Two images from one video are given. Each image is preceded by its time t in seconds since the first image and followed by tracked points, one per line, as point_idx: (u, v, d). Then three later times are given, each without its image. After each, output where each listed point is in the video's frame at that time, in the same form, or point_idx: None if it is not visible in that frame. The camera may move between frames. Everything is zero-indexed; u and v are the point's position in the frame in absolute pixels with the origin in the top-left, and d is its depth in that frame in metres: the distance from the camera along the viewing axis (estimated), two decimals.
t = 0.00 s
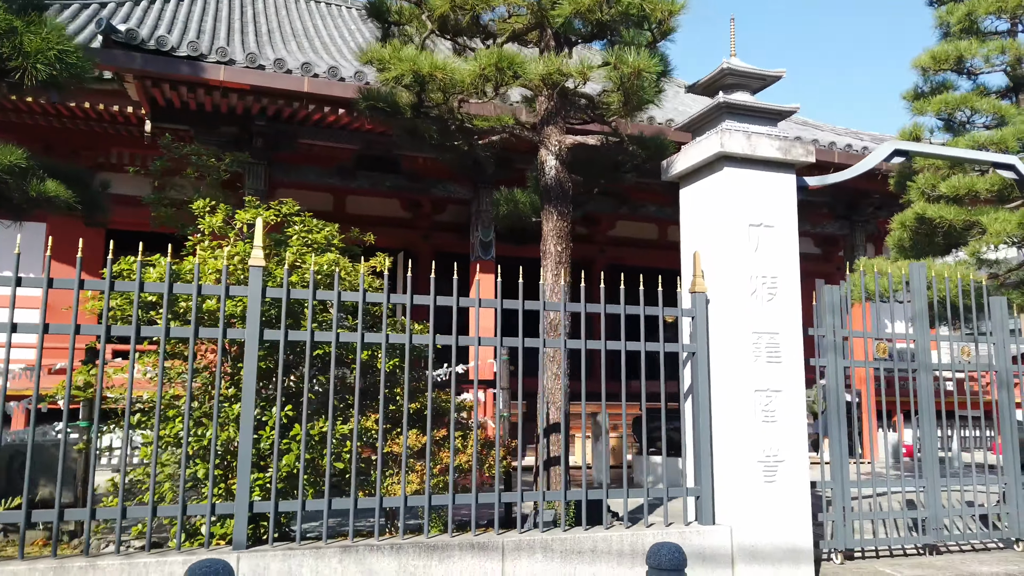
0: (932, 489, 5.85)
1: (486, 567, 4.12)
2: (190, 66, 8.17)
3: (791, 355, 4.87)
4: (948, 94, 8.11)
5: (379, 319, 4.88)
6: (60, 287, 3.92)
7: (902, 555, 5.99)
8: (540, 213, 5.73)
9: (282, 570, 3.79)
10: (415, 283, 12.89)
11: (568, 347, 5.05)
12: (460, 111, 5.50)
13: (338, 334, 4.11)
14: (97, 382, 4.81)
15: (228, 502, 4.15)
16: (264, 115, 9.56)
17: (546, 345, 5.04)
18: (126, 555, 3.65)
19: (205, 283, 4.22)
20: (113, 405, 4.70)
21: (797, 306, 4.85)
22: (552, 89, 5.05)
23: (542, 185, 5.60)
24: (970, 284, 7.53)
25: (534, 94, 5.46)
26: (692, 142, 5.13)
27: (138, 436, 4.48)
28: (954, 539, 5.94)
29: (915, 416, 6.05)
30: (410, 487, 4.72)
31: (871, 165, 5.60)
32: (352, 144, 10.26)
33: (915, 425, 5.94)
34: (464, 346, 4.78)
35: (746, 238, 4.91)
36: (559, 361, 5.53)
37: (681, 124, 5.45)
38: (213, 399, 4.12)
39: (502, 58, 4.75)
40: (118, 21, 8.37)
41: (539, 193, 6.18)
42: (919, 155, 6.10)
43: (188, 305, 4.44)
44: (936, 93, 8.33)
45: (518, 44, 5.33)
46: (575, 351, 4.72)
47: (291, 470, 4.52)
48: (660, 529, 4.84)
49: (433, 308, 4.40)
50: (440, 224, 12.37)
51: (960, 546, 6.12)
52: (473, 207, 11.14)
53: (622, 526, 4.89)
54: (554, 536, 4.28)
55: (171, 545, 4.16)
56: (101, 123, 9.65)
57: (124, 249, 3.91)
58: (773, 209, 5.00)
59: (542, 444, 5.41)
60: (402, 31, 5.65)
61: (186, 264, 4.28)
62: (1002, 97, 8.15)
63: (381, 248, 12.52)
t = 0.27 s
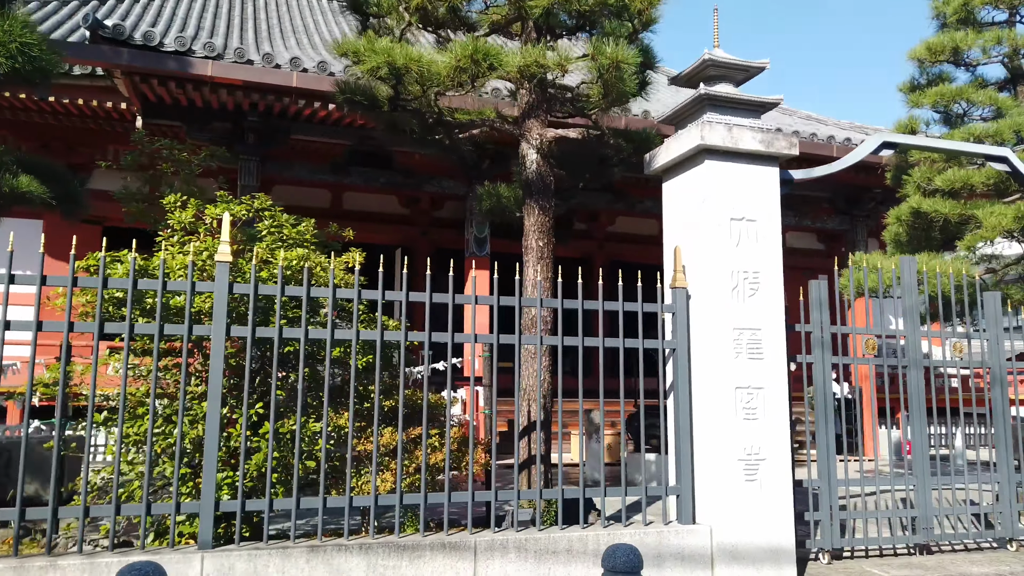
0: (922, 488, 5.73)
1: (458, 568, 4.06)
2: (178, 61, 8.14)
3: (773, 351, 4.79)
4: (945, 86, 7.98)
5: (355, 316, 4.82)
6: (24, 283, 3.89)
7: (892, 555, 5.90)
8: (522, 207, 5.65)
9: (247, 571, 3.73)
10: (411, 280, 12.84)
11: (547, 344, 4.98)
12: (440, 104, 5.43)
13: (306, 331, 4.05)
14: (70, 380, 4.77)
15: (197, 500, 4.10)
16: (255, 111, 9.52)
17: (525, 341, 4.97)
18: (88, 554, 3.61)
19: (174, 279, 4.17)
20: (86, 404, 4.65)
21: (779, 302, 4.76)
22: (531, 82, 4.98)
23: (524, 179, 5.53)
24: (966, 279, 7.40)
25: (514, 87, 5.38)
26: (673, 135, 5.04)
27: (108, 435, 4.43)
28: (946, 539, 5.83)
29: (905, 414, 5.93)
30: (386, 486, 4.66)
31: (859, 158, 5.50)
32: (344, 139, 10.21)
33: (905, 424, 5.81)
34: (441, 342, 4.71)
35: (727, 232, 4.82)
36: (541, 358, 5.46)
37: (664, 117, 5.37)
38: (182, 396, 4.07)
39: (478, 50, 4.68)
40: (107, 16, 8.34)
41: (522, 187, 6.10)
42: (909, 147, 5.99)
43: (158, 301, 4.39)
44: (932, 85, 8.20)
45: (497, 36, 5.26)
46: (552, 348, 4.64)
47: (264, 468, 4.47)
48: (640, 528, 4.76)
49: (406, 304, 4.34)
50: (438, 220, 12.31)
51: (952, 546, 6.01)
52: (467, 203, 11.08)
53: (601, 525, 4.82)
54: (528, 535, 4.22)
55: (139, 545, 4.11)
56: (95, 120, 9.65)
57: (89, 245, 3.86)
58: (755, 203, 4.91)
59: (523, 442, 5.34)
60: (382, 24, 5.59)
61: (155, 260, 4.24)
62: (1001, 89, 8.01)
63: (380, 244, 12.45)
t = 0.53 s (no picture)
0: (916, 487, 5.60)
1: (433, 567, 3.99)
2: (168, 56, 8.11)
3: (759, 347, 4.69)
4: (944, 78, 7.84)
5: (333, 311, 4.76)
6: None
7: (886, 555, 5.79)
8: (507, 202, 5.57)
9: (217, 570, 3.68)
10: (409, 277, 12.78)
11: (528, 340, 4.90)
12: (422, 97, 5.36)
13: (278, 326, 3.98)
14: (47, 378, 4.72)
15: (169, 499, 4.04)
16: (248, 106, 9.48)
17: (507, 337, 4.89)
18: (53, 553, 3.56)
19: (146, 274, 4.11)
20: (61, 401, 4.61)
21: (765, 297, 4.67)
22: (512, 74, 4.89)
23: (508, 173, 5.45)
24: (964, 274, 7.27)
25: (497, 79, 5.30)
26: (657, 127, 4.95)
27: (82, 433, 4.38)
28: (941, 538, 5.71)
29: (899, 411, 5.79)
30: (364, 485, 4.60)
31: (849, 151, 5.38)
32: (339, 134, 10.15)
33: (899, 422, 5.68)
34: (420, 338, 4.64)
35: (712, 226, 4.73)
36: (525, 355, 5.38)
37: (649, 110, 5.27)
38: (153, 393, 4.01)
39: (457, 41, 4.60)
40: (97, 12, 8.31)
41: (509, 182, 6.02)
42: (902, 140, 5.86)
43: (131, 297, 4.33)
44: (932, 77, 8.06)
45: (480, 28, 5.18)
46: (531, 344, 4.56)
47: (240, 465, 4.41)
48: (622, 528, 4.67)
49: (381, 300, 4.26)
50: (437, 216, 12.23)
51: (948, 545, 5.90)
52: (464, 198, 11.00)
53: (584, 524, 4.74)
54: (505, 535, 4.14)
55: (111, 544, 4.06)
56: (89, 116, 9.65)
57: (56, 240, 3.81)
58: (740, 196, 4.82)
59: (507, 439, 5.27)
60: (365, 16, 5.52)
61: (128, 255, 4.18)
62: (1002, 80, 7.86)
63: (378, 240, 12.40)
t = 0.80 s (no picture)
0: (901, 484, 5.49)
1: (395, 567, 3.89)
2: (150, 47, 8.02)
3: (735, 341, 4.58)
4: (938, 67, 7.68)
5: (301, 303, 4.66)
6: None
7: (870, 554, 5.68)
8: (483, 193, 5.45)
9: (171, 569, 3.59)
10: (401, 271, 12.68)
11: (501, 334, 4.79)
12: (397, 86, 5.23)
13: (235, 320, 3.87)
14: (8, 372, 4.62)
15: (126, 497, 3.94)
16: (234, 98, 9.38)
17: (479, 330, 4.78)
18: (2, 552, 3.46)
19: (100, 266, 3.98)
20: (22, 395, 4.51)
21: (741, 289, 4.56)
22: (485, 62, 4.76)
23: (483, 164, 5.34)
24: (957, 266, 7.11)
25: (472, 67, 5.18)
26: (634, 115, 4.81)
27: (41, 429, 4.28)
28: (927, 537, 5.60)
29: (885, 408, 5.66)
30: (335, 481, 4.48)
31: (832, 141, 5.24)
32: (327, 127, 10.05)
33: (885, 418, 5.55)
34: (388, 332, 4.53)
35: (688, 217, 4.61)
36: (501, 348, 5.27)
37: (627, 99, 5.14)
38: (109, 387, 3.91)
39: (426, 27, 4.47)
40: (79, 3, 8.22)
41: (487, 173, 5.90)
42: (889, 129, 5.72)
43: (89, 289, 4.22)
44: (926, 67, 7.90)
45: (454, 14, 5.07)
46: (501, 338, 4.46)
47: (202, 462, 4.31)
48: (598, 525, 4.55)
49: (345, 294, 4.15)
50: (429, 210, 12.12)
51: (934, 544, 5.79)
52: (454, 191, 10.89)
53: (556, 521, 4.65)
54: (471, 533, 4.04)
55: (67, 541, 3.97)
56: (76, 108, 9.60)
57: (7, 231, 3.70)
58: (718, 187, 4.70)
59: (481, 435, 5.16)
60: (339, 5, 5.40)
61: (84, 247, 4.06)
62: (997, 70, 7.70)
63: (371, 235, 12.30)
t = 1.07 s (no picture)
0: (878, 482, 5.41)
1: (352, 567, 3.82)
2: (126, 41, 7.93)
3: (705, 338, 4.50)
4: (924, 59, 7.58)
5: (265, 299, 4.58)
6: None
7: (849, 552, 5.61)
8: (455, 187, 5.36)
9: (120, 569, 3.53)
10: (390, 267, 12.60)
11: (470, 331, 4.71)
12: (365, 79, 5.14)
13: (188, 316, 3.79)
14: None
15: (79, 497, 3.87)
16: (215, 92, 9.30)
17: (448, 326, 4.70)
18: None
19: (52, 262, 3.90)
20: None
21: (712, 285, 4.47)
22: (452, 53, 4.67)
23: (453, 157, 5.25)
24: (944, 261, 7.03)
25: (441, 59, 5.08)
26: (603, 108, 4.71)
27: None
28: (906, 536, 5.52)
29: (863, 405, 5.58)
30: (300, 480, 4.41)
31: (808, 133, 5.14)
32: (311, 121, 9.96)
33: (862, 416, 5.47)
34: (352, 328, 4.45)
35: (657, 211, 4.53)
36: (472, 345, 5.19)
37: (599, 91, 5.05)
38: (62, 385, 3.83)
39: (388, 17, 4.38)
40: None
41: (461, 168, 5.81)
42: (867, 122, 5.62)
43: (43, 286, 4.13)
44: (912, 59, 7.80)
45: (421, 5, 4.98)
46: (466, 336, 4.38)
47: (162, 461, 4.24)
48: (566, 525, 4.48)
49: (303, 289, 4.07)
50: (417, 205, 12.03)
51: (914, 542, 5.72)
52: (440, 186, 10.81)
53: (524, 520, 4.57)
54: (432, 533, 3.97)
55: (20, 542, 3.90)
56: (58, 104, 9.56)
57: None
58: (689, 181, 4.61)
59: (452, 433, 5.09)
60: None
61: (37, 243, 3.97)
62: (985, 61, 7.59)
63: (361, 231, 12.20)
